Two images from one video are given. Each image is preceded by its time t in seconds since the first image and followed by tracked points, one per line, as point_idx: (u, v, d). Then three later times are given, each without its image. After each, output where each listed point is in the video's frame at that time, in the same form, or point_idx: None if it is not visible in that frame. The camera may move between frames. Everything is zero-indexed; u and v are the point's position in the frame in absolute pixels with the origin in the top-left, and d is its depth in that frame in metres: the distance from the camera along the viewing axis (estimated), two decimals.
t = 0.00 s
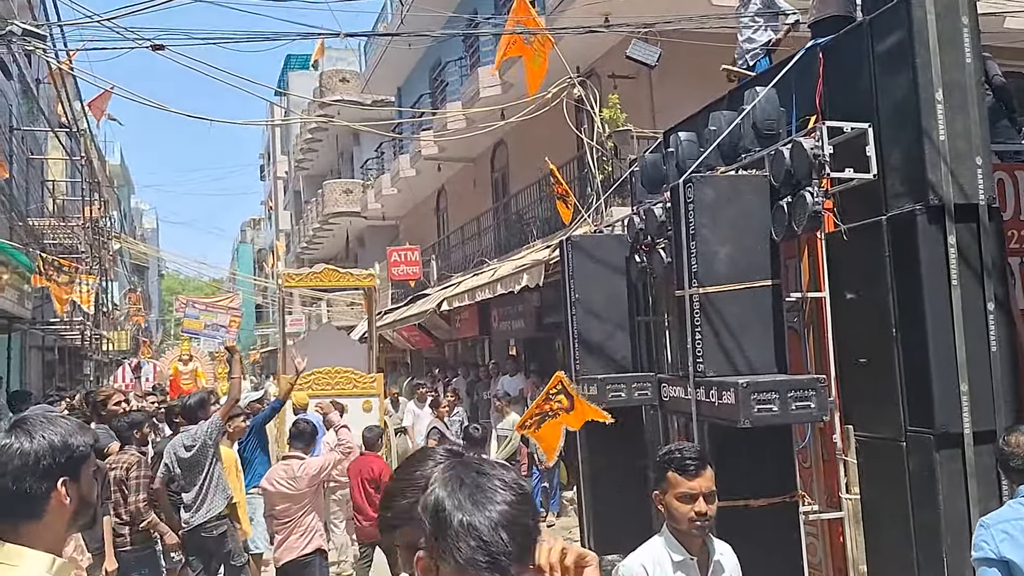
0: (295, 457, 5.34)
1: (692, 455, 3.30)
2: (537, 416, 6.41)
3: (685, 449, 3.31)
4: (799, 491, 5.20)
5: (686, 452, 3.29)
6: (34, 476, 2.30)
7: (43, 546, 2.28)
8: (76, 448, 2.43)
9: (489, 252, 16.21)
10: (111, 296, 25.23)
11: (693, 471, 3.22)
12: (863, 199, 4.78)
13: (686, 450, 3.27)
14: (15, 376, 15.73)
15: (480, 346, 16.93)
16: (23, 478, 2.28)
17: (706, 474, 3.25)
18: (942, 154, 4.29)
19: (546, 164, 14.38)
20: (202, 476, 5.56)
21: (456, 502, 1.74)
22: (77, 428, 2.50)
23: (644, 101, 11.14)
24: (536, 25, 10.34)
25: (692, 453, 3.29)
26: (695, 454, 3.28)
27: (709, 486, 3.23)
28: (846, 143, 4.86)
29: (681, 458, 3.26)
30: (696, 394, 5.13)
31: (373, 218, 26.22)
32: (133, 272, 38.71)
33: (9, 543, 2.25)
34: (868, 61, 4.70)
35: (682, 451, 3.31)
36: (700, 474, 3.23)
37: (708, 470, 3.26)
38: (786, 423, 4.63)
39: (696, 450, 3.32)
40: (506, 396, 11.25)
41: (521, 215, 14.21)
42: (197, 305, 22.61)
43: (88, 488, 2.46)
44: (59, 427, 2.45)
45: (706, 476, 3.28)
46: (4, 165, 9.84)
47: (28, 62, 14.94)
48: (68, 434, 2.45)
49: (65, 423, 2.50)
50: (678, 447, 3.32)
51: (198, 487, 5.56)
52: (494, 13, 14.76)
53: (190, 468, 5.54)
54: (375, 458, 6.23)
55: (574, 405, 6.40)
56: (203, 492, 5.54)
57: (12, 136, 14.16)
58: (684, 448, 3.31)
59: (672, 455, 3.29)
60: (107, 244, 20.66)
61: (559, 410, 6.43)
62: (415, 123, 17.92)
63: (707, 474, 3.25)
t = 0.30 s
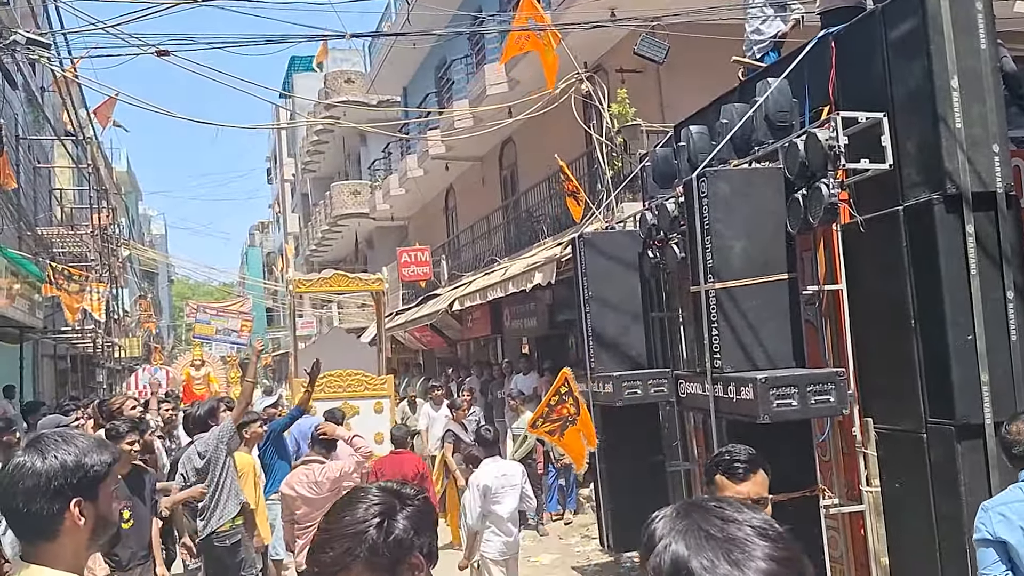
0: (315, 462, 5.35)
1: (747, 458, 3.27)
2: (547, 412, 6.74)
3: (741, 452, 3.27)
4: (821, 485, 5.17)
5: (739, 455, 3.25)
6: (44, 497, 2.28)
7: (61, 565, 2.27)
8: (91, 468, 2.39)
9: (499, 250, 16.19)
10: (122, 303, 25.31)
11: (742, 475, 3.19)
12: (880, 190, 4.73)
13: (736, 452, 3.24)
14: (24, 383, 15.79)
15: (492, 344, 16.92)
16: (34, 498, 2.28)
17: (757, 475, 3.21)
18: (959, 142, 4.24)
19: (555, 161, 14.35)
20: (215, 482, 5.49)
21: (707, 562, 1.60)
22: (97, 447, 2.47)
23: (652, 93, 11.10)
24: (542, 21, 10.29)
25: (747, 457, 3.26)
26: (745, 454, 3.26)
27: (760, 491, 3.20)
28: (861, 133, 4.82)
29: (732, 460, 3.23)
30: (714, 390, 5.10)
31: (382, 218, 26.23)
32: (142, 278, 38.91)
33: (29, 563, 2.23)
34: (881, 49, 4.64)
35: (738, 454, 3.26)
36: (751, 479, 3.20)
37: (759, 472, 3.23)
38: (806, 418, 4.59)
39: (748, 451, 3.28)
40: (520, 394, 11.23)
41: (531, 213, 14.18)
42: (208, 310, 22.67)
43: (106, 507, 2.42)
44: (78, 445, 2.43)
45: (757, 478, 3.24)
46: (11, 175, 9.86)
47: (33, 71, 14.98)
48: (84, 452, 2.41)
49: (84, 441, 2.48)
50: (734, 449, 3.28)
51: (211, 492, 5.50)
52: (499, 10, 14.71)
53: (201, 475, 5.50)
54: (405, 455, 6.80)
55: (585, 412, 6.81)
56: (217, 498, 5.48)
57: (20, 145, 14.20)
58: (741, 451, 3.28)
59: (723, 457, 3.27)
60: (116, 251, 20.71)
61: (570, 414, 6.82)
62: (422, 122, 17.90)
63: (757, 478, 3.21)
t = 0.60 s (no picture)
0: (302, 459, 5.38)
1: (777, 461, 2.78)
2: (533, 410, 6.75)
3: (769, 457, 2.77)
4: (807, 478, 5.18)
5: (764, 459, 2.76)
6: (20, 500, 2.19)
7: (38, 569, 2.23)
8: (71, 470, 2.28)
9: (489, 245, 16.23)
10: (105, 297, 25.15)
11: (763, 482, 2.70)
12: (864, 186, 4.79)
13: (759, 457, 2.75)
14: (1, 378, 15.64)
15: (481, 339, 16.97)
16: (8, 503, 2.18)
17: (782, 481, 2.71)
18: (942, 140, 4.30)
19: (545, 156, 14.39)
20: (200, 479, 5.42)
21: None
22: (78, 447, 2.36)
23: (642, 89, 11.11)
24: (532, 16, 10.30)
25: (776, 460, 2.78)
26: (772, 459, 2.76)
27: (784, 500, 2.69)
28: (848, 130, 4.88)
29: (753, 465, 2.75)
30: (703, 384, 5.16)
31: (370, 212, 26.21)
32: (127, 272, 38.71)
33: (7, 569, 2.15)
34: (867, 48, 4.71)
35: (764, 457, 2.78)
36: (774, 486, 2.70)
37: (785, 478, 2.72)
38: (792, 411, 4.65)
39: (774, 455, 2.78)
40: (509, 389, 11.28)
41: (521, 207, 14.21)
42: (193, 305, 22.57)
43: (88, 509, 2.32)
44: (58, 446, 2.32)
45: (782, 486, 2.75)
46: None
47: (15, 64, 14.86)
48: (63, 454, 2.30)
49: (65, 441, 2.37)
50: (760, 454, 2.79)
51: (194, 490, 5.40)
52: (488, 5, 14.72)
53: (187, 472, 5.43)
54: (400, 447, 6.91)
55: (569, 405, 6.53)
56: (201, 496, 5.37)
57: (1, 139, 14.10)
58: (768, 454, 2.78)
59: (746, 462, 2.79)
60: (99, 245, 20.56)
61: (557, 411, 6.64)
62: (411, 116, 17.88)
63: (782, 485, 2.71)
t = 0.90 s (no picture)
0: (280, 451, 5.32)
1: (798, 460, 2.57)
2: (512, 408, 6.71)
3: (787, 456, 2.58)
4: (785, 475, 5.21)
5: (774, 456, 2.56)
6: None
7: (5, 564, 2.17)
8: (47, 459, 2.31)
9: (470, 239, 16.18)
10: (82, 288, 24.85)
11: (769, 479, 2.51)
12: (846, 184, 4.80)
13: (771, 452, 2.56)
14: None
15: (462, 333, 16.93)
16: None
17: (791, 481, 2.49)
18: (923, 138, 4.31)
19: (527, 150, 14.36)
20: (184, 476, 5.30)
21: None
22: (53, 437, 2.38)
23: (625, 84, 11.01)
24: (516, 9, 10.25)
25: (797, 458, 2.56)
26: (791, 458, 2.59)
27: (790, 499, 2.47)
28: (830, 128, 4.89)
29: (763, 462, 2.57)
30: (683, 380, 5.15)
31: (351, 205, 26.08)
32: (104, 263, 38.33)
33: None
34: (850, 45, 4.71)
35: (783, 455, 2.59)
36: (780, 484, 2.49)
37: (795, 477, 2.49)
38: (772, 408, 4.65)
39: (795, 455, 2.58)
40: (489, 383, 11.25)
41: (503, 202, 14.17)
42: (171, 296, 22.36)
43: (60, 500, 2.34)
44: (32, 435, 2.35)
45: (798, 485, 2.52)
46: None
47: None
48: (40, 445, 2.33)
49: (39, 432, 2.39)
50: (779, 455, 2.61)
51: (177, 487, 5.27)
52: None
53: (167, 471, 5.26)
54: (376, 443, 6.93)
55: (551, 407, 6.53)
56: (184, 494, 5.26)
57: None
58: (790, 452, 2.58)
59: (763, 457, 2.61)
60: (76, 234, 20.29)
61: (537, 412, 6.62)
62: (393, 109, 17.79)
63: (791, 484, 2.49)
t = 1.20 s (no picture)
0: (272, 450, 5.37)
1: (794, 477, 2.32)
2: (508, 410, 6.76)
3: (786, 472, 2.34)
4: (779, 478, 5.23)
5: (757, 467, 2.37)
6: None
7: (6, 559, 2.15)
8: (41, 454, 2.28)
9: (468, 238, 16.20)
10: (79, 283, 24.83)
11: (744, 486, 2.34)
12: (842, 189, 4.83)
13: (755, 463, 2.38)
14: None
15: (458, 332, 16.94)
16: None
17: (767, 493, 2.28)
18: (919, 144, 4.34)
19: (526, 151, 14.38)
20: (186, 471, 5.28)
21: None
22: (43, 432, 2.35)
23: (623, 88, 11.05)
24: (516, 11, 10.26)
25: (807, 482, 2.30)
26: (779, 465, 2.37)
27: (761, 511, 2.26)
28: (826, 133, 4.92)
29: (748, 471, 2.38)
30: (678, 382, 5.17)
31: (349, 203, 26.08)
32: (101, 257, 38.31)
33: None
34: (847, 51, 4.73)
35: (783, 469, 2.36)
36: (755, 495, 2.30)
37: (773, 488, 2.28)
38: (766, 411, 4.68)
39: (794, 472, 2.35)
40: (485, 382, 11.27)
41: (501, 202, 14.19)
42: (167, 292, 22.35)
43: (52, 493, 2.32)
44: (23, 430, 2.31)
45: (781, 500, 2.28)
46: None
47: None
48: (33, 439, 2.29)
49: (29, 427, 2.34)
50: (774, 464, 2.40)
51: (178, 482, 5.26)
52: None
53: (172, 464, 5.18)
54: (364, 437, 7.22)
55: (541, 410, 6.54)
56: (185, 488, 5.26)
57: None
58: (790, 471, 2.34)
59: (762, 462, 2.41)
60: (74, 229, 20.27)
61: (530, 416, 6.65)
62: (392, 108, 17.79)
63: (768, 495, 2.27)
